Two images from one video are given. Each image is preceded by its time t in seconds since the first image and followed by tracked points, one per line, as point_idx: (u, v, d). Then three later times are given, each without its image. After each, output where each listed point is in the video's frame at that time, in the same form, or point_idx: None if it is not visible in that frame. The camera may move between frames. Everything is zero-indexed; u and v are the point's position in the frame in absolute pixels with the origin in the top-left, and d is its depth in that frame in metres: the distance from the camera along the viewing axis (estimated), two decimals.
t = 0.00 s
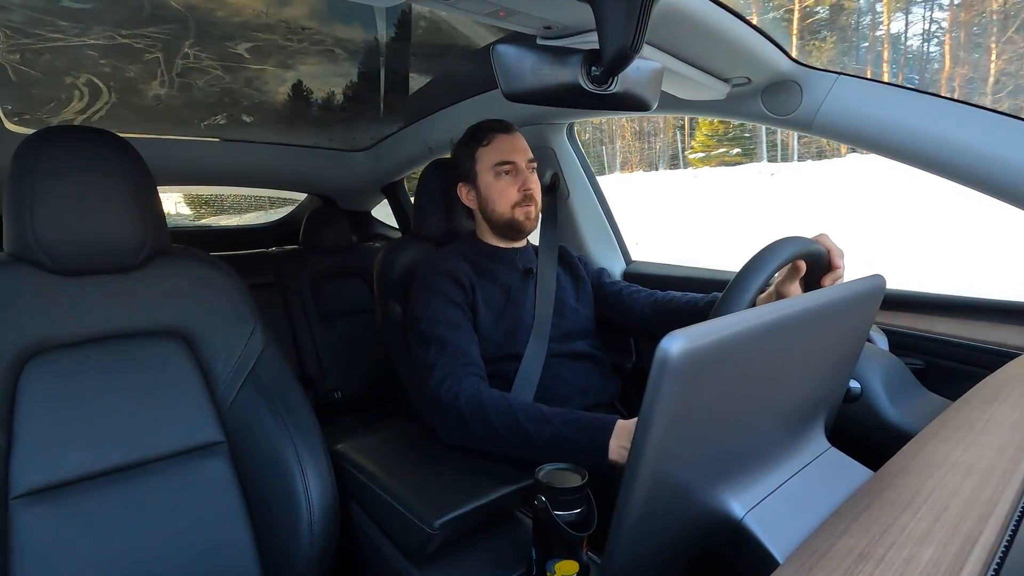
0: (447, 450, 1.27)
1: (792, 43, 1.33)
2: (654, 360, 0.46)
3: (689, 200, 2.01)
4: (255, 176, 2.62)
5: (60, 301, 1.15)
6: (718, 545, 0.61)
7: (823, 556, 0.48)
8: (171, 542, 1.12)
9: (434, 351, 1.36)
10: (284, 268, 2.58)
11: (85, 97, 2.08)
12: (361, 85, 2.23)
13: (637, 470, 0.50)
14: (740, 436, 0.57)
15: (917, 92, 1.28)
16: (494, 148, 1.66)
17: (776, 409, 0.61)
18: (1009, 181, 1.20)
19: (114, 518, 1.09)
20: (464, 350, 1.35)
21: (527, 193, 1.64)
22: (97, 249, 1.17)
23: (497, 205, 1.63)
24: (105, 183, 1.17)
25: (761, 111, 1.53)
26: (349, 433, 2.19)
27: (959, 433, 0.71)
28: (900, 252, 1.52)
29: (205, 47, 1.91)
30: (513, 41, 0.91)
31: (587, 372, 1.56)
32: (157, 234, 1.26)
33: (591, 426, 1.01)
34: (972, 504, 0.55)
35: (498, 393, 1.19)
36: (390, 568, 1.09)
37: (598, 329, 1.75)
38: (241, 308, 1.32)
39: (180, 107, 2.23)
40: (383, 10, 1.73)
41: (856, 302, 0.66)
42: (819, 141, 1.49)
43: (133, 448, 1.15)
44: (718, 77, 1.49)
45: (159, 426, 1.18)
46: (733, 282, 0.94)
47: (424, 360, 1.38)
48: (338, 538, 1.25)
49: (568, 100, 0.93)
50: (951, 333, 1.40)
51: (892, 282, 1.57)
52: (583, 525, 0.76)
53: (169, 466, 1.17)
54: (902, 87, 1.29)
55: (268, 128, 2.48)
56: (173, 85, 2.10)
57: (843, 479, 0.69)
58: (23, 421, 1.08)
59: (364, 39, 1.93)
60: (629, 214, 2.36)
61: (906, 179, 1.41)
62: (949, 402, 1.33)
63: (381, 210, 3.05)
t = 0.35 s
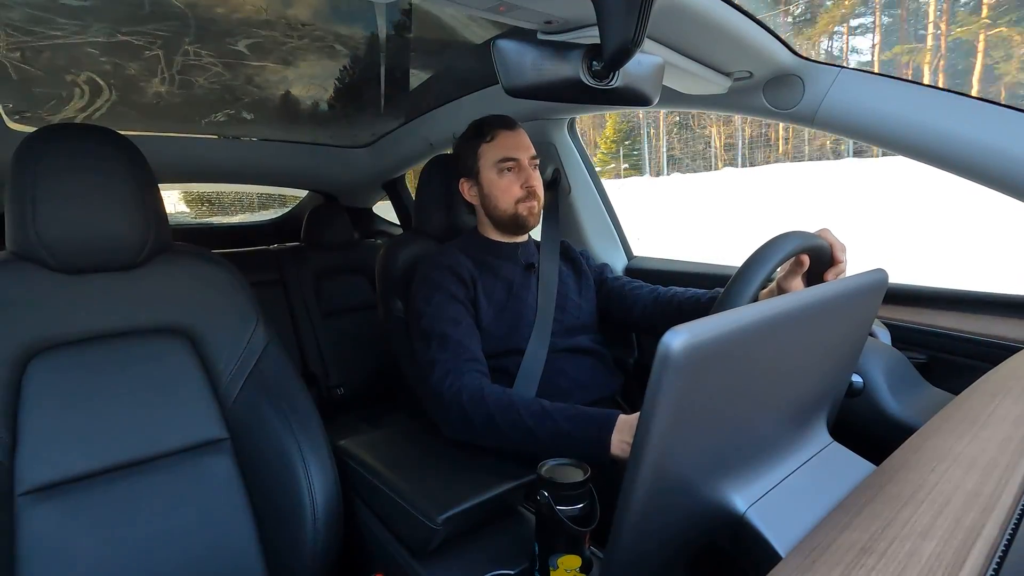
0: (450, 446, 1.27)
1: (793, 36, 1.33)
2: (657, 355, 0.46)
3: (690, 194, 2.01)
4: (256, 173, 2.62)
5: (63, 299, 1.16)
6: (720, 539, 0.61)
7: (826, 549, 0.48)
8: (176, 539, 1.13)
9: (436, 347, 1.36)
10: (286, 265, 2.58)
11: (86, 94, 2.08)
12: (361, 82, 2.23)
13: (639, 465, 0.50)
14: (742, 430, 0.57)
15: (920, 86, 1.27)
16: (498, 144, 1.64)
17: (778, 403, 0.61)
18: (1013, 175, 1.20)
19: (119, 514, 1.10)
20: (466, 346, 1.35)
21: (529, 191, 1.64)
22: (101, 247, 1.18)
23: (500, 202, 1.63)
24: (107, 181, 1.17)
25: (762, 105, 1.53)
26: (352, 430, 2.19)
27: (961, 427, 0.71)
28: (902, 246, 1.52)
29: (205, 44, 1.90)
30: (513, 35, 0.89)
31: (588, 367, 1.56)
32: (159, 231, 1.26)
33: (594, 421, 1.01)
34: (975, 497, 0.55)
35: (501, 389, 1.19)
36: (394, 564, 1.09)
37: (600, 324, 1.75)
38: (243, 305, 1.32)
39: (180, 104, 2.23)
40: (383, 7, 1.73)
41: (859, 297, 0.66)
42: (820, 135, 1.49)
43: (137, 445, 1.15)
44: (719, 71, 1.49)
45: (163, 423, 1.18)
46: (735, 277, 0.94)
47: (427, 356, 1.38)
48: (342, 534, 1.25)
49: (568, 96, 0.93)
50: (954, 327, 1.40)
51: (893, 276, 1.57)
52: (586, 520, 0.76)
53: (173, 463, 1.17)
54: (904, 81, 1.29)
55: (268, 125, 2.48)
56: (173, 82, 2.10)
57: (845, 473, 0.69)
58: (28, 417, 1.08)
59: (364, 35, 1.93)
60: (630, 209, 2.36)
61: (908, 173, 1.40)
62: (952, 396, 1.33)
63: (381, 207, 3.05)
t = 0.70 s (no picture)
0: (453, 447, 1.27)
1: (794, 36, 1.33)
2: (658, 355, 0.46)
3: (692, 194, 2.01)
4: (257, 173, 2.64)
5: (67, 302, 1.16)
6: (724, 539, 0.61)
7: (829, 548, 0.47)
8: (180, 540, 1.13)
9: (438, 348, 1.36)
10: (288, 267, 2.58)
11: (88, 97, 2.09)
12: (362, 84, 2.23)
13: (642, 464, 0.50)
14: (745, 429, 0.57)
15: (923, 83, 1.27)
16: (498, 142, 1.66)
17: (781, 402, 0.60)
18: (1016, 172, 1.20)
19: (124, 516, 1.10)
20: (469, 346, 1.35)
21: (530, 188, 1.65)
22: (102, 249, 1.18)
23: (501, 200, 1.63)
24: (108, 183, 1.17)
25: (764, 103, 1.53)
26: (354, 430, 2.19)
27: (965, 424, 0.71)
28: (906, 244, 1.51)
29: (206, 46, 1.91)
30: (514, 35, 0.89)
31: (591, 367, 1.56)
32: (161, 233, 1.26)
33: (597, 422, 1.01)
34: (979, 496, 0.55)
35: (504, 390, 1.19)
36: (397, 564, 1.09)
37: (602, 324, 1.75)
38: (246, 307, 1.32)
39: (182, 107, 2.23)
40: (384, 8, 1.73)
41: (861, 294, 0.66)
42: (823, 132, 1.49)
43: (141, 447, 1.15)
44: (719, 70, 1.49)
45: (167, 424, 1.19)
46: (737, 275, 0.94)
47: (429, 357, 1.38)
48: (346, 535, 1.25)
49: (568, 96, 0.93)
50: (958, 325, 1.39)
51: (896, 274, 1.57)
52: (589, 520, 0.76)
53: (177, 465, 1.18)
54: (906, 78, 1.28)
55: (270, 127, 2.48)
56: (175, 84, 2.10)
57: (850, 472, 0.68)
58: (32, 419, 1.08)
59: (364, 37, 1.93)
60: (631, 209, 2.36)
61: (911, 170, 1.40)
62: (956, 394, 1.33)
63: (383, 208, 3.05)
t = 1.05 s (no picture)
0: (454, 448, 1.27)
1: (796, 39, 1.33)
2: (660, 356, 0.46)
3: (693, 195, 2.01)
4: (259, 174, 2.64)
5: (69, 303, 1.16)
6: (726, 540, 0.61)
7: (831, 550, 0.47)
8: (180, 541, 1.13)
9: (440, 349, 1.36)
10: (290, 268, 2.58)
11: (91, 98, 2.10)
12: (364, 85, 2.23)
13: (644, 465, 0.50)
14: (747, 431, 0.57)
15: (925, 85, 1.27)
16: (481, 147, 1.66)
17: (782, 403, 0.60)
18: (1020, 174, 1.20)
19: (125, 517, 1.10)
20: (471, 348, 1.35)
21: (515, 189, 1.62)
22: (105, 250, 1.18)
23: (489, 205, 1.64)
24: (111, 184, 1.17)
25: (767, 105, 1.53)
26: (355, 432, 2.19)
27: (968, 427, 0.71)
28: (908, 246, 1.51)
29: (208, 48, 1.91)
30: (515, 37, 0.90)
31: (593, 369, 1.55)
32: (164, 233, 1.26)
33: (599, 424, 1.01)
34: (982, 497, 0.55)
35: (506, 391, 1.19)
36: (398, 566, 1.09)
37: (604, 325, 1.75)
38: (248, 308, 1.32)
39: (184, 108, 2.23)
40: (386, 10, 1.73)
41: (863, 296, 0.65)
42: (827, 133, 1.48)
43: (143, 448, 1.15)
44: (722, 71, 1.49)
45: (168, 426, 1.19)
46: (740, 274, 0.94)
47: (431, 358, 1.38)
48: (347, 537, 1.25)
49: (570, 98, 0.93)
50: (961, 327, 1.39)
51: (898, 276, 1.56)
52: (591, 522, 0.76)
53: (178, 466, 1.18)
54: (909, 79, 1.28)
55: (272, 129, 2.48)
56: (177, 86, 2.11)
57: (852, 474, 0.68)
58: (34, 420, 1.09)
59: (367, 39, 1.93)
60: (632, 210, 2.35)
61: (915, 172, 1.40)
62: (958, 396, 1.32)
63: (385, 210, 3.05)
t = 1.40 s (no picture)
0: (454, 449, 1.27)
1: (797, 40, 1.33)
2: (661, 358, 0.46)
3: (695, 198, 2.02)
4: (261, 175, 2.64)
5: (70, 304, 1.16)
6: (726, 543, 0.61)
7: (833, 553, 0.47)
8: (180, 542, 1.13)
9: (440, 350, 1.36)
10: (291, 268, 2.58)
11: (94, 99, 2.10)
12: (365, 87, 2.23)
13: (645, 468, 0.50)
14: (747, 434, 0.57)
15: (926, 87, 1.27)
16: (471, 156, 1.65)
17: (783, 406, 0.60)
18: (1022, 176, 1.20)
19: (126, 518, 1.10)
20: (471, 349, 1.35)
21: (502, 202, 1.62)
22: (107, 251, 1.18)
23: (479, 214, 1.66)
24: (112, 186, 1.17)
25: (768, 107, 1.53)
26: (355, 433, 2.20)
27: (970, 429, 0.71)
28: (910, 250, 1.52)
29: (210, 49, 1.91)
30: (515, 39, 0.89)
31: (593, 370, 1.55)
32: (165, 234, 1.26)
33: (599, 426, 1.01)
34: (984, 501, 0.54)
35: (506, 392, 1.19)
36: (398, 567, 1.09)
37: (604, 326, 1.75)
38: (248, 308, 1.32)
39: (186, 109, 2.24)
40: (387, 11, 1.73)
41: (864, 298, 0.65)
42: (828, 136, 1.48)
43: (143, 449, 1.15)
44: (723, 73, 1.49)
45: (169, 426, 1.19)
46: (740, 279, 0.93)
47: (431, 360, 1.38)
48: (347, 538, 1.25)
49: (571, 100, 0.93)
50: (961, 329, 1.39)
51: (898, 278, 1.56)
52: (591, 524, 0.76)
53: (179, 467, 1.18)
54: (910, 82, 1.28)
55: (273, 130, 2.49)
56: (180, 87, 2.11)
57: (853, 476, 0.68)
58: (35, 421, 1.09)
59: (368, 40, 1.94)
60: (632, 212, 2.36)
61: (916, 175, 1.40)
62: (959, 398, 1.32)
63: (386, 211, 3.06)
